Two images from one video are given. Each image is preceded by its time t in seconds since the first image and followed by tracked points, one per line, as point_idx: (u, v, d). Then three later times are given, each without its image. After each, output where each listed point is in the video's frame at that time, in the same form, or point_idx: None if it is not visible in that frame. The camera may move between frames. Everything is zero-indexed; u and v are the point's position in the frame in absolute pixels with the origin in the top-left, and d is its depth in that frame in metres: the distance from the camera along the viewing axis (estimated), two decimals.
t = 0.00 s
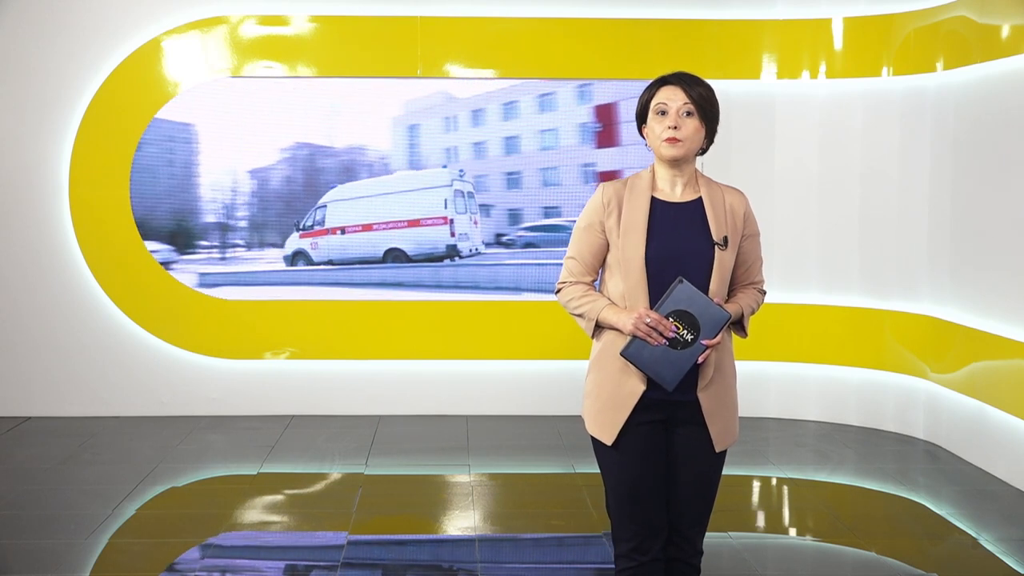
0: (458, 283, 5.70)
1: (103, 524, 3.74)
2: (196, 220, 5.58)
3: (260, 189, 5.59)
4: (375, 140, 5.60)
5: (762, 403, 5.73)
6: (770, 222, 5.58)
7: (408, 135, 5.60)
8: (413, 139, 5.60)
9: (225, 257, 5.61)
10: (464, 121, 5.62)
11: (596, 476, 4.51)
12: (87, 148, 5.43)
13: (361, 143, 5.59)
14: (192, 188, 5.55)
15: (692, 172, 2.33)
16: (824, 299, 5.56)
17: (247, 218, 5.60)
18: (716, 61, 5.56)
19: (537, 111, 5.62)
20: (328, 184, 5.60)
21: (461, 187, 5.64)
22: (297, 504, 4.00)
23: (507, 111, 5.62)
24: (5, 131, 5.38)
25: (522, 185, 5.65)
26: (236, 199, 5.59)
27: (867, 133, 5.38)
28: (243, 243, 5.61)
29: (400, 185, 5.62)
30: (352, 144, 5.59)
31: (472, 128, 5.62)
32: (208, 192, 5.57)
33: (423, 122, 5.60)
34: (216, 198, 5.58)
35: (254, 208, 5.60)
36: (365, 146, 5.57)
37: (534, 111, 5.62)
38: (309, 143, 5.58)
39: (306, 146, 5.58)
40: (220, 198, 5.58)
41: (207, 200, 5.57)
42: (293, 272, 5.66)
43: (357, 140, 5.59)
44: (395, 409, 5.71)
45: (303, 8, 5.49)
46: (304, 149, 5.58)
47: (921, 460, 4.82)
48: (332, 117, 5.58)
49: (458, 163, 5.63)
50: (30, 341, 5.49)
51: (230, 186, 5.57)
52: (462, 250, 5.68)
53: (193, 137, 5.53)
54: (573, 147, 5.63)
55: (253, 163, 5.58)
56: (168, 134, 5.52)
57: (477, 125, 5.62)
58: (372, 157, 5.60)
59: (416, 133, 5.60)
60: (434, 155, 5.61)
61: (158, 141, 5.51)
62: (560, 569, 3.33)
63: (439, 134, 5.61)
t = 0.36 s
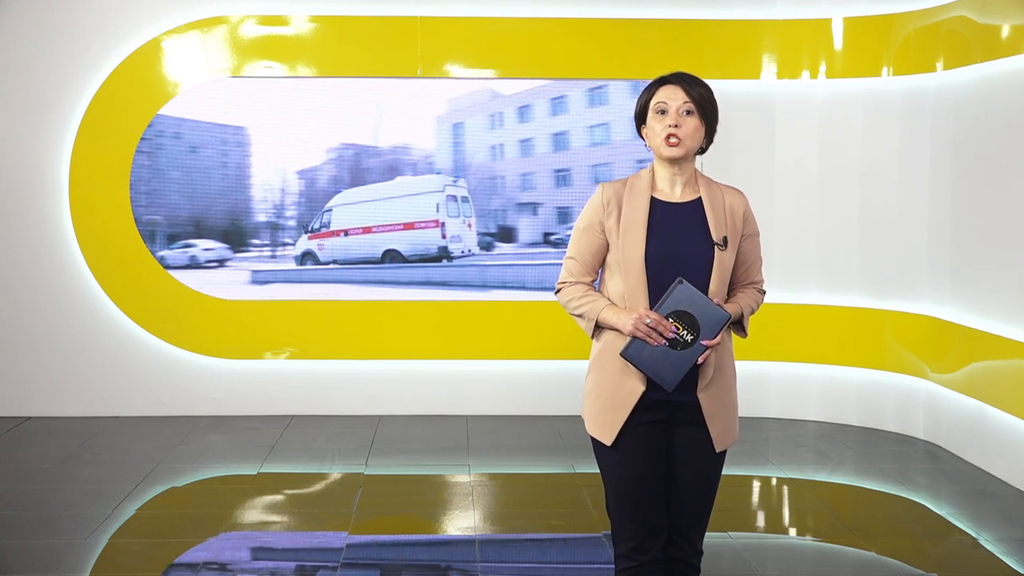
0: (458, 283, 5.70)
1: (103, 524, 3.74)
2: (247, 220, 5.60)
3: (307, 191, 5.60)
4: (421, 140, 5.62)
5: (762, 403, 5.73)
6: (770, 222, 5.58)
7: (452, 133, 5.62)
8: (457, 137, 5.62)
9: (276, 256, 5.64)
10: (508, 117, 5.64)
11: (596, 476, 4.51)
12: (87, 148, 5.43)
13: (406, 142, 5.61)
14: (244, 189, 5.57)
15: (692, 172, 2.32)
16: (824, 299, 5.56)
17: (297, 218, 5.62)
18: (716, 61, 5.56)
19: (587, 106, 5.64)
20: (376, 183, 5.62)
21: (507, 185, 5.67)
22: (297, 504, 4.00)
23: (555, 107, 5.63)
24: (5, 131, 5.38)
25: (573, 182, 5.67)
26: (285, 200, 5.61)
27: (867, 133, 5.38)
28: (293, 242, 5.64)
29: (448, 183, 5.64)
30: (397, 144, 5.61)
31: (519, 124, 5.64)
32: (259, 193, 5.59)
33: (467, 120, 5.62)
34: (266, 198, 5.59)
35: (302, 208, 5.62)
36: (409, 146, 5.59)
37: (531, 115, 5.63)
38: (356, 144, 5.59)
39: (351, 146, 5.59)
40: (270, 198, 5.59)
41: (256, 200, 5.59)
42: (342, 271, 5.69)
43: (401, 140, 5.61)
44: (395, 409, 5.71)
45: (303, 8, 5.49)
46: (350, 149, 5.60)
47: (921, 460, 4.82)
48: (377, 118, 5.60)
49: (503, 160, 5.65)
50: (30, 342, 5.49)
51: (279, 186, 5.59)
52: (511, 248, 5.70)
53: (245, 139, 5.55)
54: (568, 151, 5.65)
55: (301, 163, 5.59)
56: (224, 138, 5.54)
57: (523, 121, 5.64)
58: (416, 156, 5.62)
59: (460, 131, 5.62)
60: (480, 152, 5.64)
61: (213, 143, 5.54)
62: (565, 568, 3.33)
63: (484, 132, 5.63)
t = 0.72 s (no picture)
0: (459, 283, 5.70)
1: (103, 524, 3.74)
2: (285, 218, 5.61)
3: (342, 189, 5.62)
4: (456, 138, 5.63)
5: (762, 403, 5.73)
6: (770, 222, 5.58)
7: (487, 131, 5.63)
8: (492, 134, 5.63)
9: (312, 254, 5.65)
10: (544, 113, 5.64)
11: (596, 476, 4.51)
12: (87, 148, 5.43)
13: (440, 140, 5.62)
14: (281, 188, 5.59)
15: (692, 171, 2.32)
16: (824, 299, 5.56)
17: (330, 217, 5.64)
18: (716, 61, 5.56)
19: (627, 100, 5.65)
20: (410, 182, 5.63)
21: (545, 181, 5.67)
22: (297, 504, 4.00)
23: (593, 101, 5.64)
24: (5, 131, 5.38)
25: (588, 181, 5.68)
26: (322, 199, 5.62)
27: (867, 133, 5.38)
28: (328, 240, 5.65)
29: (484, 181, 5.66)
30: (432, 142, 5.62)
31: (555, 120, 5.64)
32: (296, 192, 5.60)
33: (503, 116, 5.63)
34: (302, 197, 5.61)
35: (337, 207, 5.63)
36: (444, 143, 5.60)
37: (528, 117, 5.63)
38: (389, 143, 5.61)
39: (386, 146, 5.61)
40: (307, 198, 5.61)
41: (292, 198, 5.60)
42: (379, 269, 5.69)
43: (435, 137, 5.62)
44: (395, 409, 5.71)
45: (303, 8, 5.49)
46: (384, 148, 5.61)
47: (921, 460, 4.82)
48: (411, 116, 5.61)
49: (539, 157, 5.66)
50: (30, 341, 5.49)
51: (315, 185, 5.61)
52: (547, 246, 5.70)
53: (283, 139, 5.56)
54: (566, 154, 5.66)
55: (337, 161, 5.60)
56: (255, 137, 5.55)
57: (560, 117, 5.65)
58: (450, 154, 5.64)
59: (495, 128, 5.63)
60: (515, 149, 5.65)
61: (252, 144, 5.56)
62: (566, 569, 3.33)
63: (520, 128, 5.64)
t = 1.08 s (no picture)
0: (460, 283, 5.70)
1: (103, 524, 3.74)
2: (329, 217, 5.63)
3: (383, 188, 5.63)
4: (497, 135, 5.64)
5: (762, 403, 5.73)
6: (770, 222, 5.58)
7: (531, 126, 5.64)
8: (536, 130, 5.64)
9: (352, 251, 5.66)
10: (590, 108, 5.65)
11: (596, 476, 4.51)
12: (87, 148, 5.43)
13: (482, 137, 5.63)
14: (325, 187, 5.61)
15: (692, 171, 2.32)
16: (824, 299, 5.56)
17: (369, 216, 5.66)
18: (716, 61, 5.56)
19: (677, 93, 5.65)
20: (450, 180, 5.64)
21: (592, 177, 5.68)
22: (297, 504, 4.00)
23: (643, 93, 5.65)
24: (6, 131, 5.38)
25: (590, 181, 5.68)
26: (363, 197, 5.63)
27: (867, 133, 5.38)
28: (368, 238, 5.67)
29: (528, 178, 5.67)
30: (472, 138, 5.63)
31: (602, 114, 5.65)
32: (337, 190, 5.62)
33: (546, 112, 5.63)
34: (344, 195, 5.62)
35: (378, 205, 5.65)
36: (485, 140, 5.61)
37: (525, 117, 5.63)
38: (430, 141, 5.62)
39: (426, 143, 5.62)
40: (348, 197, 5.63)
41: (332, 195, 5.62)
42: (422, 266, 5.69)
43: (476, 134, 5.63)
44: (395, 409, 5.71)
45: (303, 8, 5.49)
46: (425, 146, 5.62)
47: (921, 460, 4.82)
48: (450, 113, 5.62)
49: (586, 152, 5.66)
50: (30, 341, 5.49)
51: (357, 184, 5.62)
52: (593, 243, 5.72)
53: (327, 140, 5.59)
54: (563, 155, 5.66)
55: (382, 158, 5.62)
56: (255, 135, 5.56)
57: (607, 110, 5.65)
58: (492, 151, 5.65)
59: (539, 124, 5.64)
60: (561, 145, 5.65)
61: (297, 145, 5.58)
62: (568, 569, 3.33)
63: (565, 124, 5.64)
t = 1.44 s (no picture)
0: (461, 283, 5.70)
1: (103, 524, 3.74)
2: (369, 215, 5.65)
3: (422, 186, 5.65)
4: (539, 132, 5.65)
5: (762, 403, 5.73)
6: (770, 221, 5.58)
7: (574, 122, 5.64)
8: (579, 125, 5.64)
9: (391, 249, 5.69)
10: (634, 102, 5.65)
11: (596, 476, 4.51)
12: (87, 148, 5.43)
13: (524, 134, 5.64)
14: (369, 184, 5.62)
15: (691, 171, 2.32)
16: (824, 299, 5.56)
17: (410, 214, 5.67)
18: (716, 61, 5.56)
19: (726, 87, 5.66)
20: (490, 178, 5.66)
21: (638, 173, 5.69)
22: (297, 504, 4.00)
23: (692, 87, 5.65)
24: (5, 131, 5.38)
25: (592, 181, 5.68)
26: (402, 196, 5.65)
27: (867, 133, 5.38)
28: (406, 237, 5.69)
29: (571, 175, 5.67)
30: (512, 136, 5.64)
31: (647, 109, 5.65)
32: (377, 190, 5.63)
33: (589, 108, 5.63)
34: (383, 195, 5.64)
35: (417, 204, 5.67)
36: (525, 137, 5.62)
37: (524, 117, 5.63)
38: (470, 139, 5.64)
39: (465, 141, 5.64)
40: (387, 196, 5.64)
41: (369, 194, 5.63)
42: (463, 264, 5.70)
43: (516, 131, 5.64)
44: (394, 409, 5.71)
45: (303, 8, 5.49)
46: (464, 144, 5.64)
47: (921, 460, 4.82)
48: (490, 110, 5.63)
49: (632, 149, 5.67)
50: (30, 341, 5.49)
51: (395, 184, 5.63)
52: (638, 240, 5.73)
53: (367, 140, 5.60)
54: (563, 153, 5.66)
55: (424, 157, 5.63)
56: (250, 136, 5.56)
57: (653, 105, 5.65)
58: (534, 148, 5.65)
59: (582, 119, 5.64)
60: (605, 141, 5.65)
61: (337, 145, 5.59)
62: (569, 569, 3.33)
63: (610, 119, 5.64)
